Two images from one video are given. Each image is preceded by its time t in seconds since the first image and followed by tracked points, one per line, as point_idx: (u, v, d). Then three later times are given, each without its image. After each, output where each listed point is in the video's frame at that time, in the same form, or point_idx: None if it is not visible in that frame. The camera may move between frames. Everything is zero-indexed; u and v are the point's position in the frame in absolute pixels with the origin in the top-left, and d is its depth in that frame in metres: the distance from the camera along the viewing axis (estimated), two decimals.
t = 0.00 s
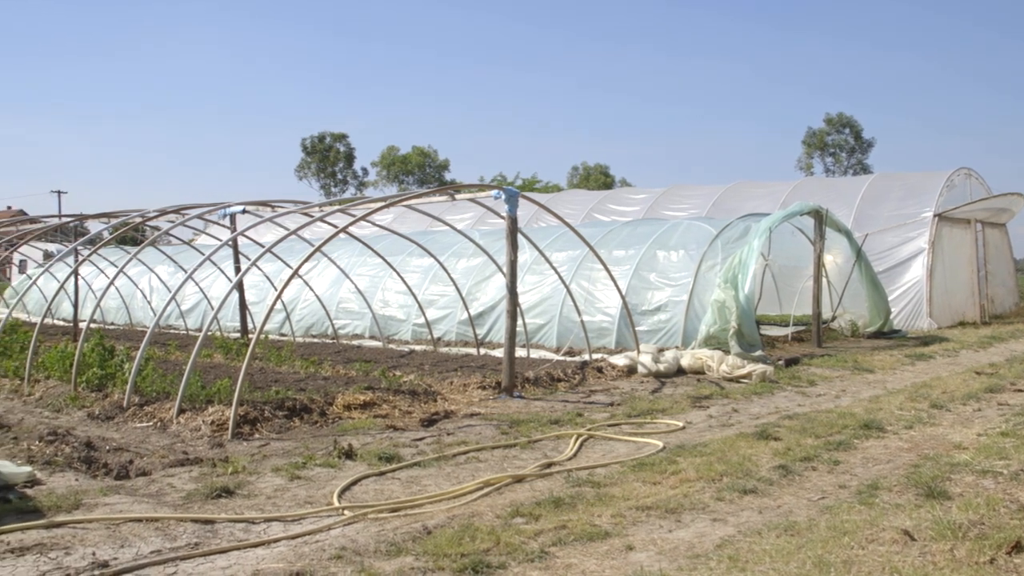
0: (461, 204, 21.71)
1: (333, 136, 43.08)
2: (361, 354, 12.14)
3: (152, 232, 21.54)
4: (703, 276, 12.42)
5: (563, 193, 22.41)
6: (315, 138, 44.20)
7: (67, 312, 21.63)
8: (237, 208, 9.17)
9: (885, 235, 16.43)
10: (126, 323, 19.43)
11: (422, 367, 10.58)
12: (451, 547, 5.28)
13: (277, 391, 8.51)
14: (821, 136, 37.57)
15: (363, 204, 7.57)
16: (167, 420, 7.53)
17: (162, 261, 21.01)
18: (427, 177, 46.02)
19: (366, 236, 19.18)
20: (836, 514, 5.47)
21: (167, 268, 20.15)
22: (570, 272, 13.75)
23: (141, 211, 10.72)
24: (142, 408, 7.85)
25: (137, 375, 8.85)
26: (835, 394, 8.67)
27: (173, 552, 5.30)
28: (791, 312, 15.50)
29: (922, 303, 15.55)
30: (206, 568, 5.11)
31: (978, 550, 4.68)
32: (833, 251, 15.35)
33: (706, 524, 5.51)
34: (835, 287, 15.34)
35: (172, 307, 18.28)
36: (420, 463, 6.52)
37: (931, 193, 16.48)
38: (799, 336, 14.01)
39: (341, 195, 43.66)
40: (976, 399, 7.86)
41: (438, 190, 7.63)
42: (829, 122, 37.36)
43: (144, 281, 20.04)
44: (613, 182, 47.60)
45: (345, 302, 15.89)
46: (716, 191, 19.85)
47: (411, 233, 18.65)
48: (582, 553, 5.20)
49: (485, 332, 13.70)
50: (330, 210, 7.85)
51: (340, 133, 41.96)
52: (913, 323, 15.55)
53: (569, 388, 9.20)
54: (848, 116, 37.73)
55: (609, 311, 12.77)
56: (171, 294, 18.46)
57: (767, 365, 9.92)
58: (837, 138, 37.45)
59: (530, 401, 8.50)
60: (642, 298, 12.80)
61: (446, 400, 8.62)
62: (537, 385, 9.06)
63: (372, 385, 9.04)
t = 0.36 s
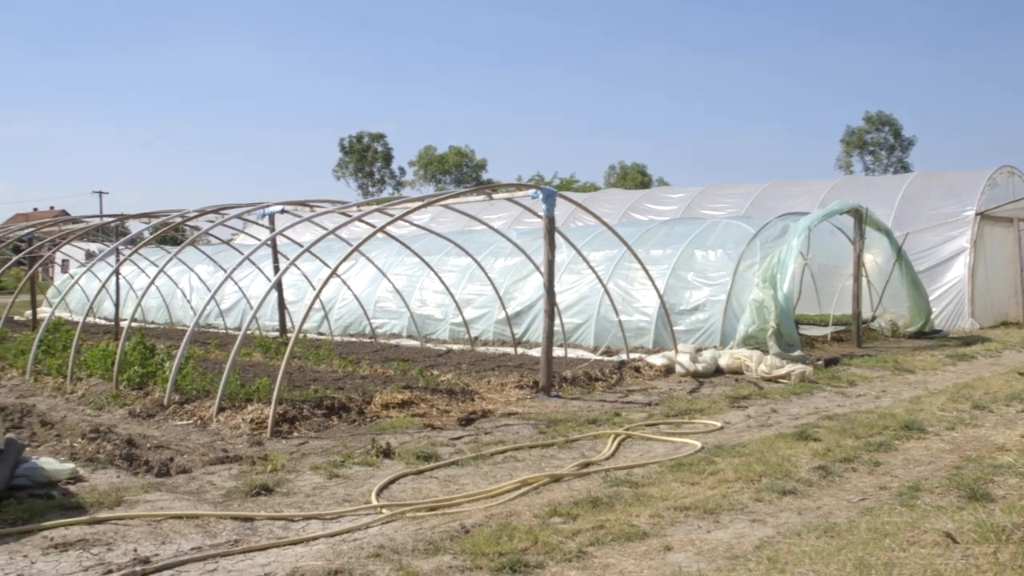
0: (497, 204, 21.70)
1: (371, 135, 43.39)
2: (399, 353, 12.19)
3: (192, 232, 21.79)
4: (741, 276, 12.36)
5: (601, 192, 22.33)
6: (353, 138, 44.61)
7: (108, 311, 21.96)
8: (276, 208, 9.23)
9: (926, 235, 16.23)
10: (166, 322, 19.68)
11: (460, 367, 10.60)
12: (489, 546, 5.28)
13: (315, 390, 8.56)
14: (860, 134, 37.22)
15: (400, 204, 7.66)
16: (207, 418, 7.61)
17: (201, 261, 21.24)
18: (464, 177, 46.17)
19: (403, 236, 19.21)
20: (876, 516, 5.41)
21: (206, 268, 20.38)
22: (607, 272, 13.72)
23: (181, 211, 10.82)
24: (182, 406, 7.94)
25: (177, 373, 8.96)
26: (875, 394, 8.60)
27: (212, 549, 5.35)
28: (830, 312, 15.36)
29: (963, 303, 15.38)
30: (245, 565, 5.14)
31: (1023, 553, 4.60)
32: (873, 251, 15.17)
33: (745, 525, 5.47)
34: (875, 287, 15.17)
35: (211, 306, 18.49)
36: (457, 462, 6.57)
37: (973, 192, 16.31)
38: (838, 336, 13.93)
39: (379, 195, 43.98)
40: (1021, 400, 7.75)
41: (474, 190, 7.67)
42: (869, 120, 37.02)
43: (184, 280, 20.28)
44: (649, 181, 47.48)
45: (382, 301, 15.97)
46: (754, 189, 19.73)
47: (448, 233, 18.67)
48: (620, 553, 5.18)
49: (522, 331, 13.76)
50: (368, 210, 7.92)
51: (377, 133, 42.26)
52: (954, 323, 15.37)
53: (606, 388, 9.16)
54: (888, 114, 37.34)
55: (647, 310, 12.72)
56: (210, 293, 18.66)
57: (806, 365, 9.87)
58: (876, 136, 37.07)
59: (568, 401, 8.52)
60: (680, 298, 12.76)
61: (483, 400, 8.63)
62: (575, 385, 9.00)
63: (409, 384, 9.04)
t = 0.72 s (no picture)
0: (538, 203, 21.67)
1: (412, 136, 43.71)
2: (439, 352, 12.25)
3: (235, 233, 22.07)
4: (784, 275, 12.28)
5: (643, 191, 22.28)
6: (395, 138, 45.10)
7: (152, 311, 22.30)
8: (318, 208, 9.31)
9: (970, 235, 16.02)
10: (209, 322, 19.96)
11: (500, 366, 10.64)
12: (530, 546, 5.27)
13: (356, 389, 8.62)
14: (903, 132, 36.86)
15: (441, 204, 7.79)
16: (250, 417, 7.69)
17: (243, 261, 21.49)
18: (505, 176, 46.30)
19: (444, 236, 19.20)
20: (921, 518, 5.34)
21: (248, 267, 20.63)
22: (648, 272, 13.69)
23: (224, 212, 10.92)
24: (225, 404, 8.05)
25: (220, 372, 9.10)
26: (919, 395, 8.51)
27: (255, 546, 5.39)
28: (873, 312, 15.30)
29: (1009, 303, 15.18)
30: (287, 563, 5.17)
31: None
32: (917, 250, 15.09)
33: (787, 527, 5.42)
34: (919, 287, 15.06)
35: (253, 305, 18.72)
36: (498, 462, 6.62)
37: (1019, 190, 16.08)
38: (882, 336, 13.80)
39: (420, 195, 44.32)
40: None
41: (516, 189, 7.73)
42: (913, 118, 36.66)
43: (226, 280, 20.54)
44: (690, 181, 47.35)
45: (422, 301, 16.05)
46: (796, 187, 19.60)
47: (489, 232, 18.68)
48: (661, 553, 5.15)
49: (562, 331, 13.82)
50: (408, 211, 8.06)
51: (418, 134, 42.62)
52: (999, 323, 15.20)
53: (647, 388, 9.13)
54: (932, 112, 36.92)
55: (688, 310, 12.76)
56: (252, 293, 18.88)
57: (850, 365, 9.82)
58: (921, 134, 36.69)
59: (609, 401, 8.56)
60: (721, 297, 12.79)
61: (523, 399, 8.63)
62: (615, 385, 8.97)
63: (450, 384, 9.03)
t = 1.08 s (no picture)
0: (577, 203, 21.62)
1: (450, 135, 44.06)
2: (478, 351, 12.33)
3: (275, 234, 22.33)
4: (825, 275, 12.23)
5: (682, 189, 22.25)
6: (433, 138, 45.53)
7: (194, 311, 22.63)
8: (358, 208, 9.40)
9: (1014, 234, 15.75)
10: (249, 321, 20.23)
11: (540, 365, 10.68)
12: (569, 546, 5.26)
13: (395, 388, 8.69)
14: (946, 130, 36.47)
15: (480, 204, 7.99)
16: (290, 416, 7.76)
17: (284, 261, 21.72)
18: (543, 176, 46.35)
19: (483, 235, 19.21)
20: (965, 521, 5.26)
21: (288, 267, 20.85)
22: (687, 271, 13.66)
23: (264, 212, 11.02)
24: (265, 404, 8.16)
25: (260, 371, 9.22)
26: (963, 397, 8.41)
27: (295, 544, 5.42)
28: (916, 312, 15.19)
29: None
30: (327, 561, 5.19)
31: None
32: (960, 249, 14.92)
33: (828, 528, 5.37)
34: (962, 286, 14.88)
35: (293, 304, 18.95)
36: (537, 462, 6.66)
37: None
38: (924, 336, 13.68)
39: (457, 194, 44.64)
40: None
41: (555, 189, 7.83)
42: (955, 116, 36.26)
43: (267, 280, 20.78)
44: (729, 180, 47.18)
45: (461, 300, 16.11)
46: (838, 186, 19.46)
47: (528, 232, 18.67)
48: (701, 554, 5.12)
49: (601, 331, 13.86)
50: (447, 211, 8.31)
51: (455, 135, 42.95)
52: None
53: (686, 388, 9.13)
54: (976, 109, 36.49)
55: (727, 310, 12.75)
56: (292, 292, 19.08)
57: (892, 365, 9.74)
58: (964, 132, 36.28)
59: (648, 401, 8.57)
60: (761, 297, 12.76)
61: (562, 399, 8.64)
62: (654, 385, 8.98)
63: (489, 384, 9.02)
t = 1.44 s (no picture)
0: (622, 203, 21.53)
1: (494, 135, 44.44)
2: (523, 351, 12.38)
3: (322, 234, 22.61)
4: (872, 274, 12.09)
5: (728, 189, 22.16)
6: (478, 138, 46.01)
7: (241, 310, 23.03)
8: (403, 208, 9.53)
9: None
10: (295, 320, 20.54)
11: (585, 365, 10.73)
12: (614, 546, 5.24)
13: (440, 387, 8.77)
14: (998, 127, 35.90)
15: (523, 204, 8.30)
16: (336, 414, 7.85)
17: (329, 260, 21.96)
18: (588, 176, 46.24)
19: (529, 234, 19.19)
20: (1017, 525, 5.17)
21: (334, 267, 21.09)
22: (733, 271, 13.60)
23: (311, 211, 11.19)
24: (312, 402, 8.31)
25: (307, 370, 9.36)
26: (1014, 398, 8.27)
27: (341, 542, 5.45)
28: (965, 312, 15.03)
29: None
30: (373, 560, 5.22)
31: None
32: (1012, 248, 14.70)
33: (876, 531, 5.30)
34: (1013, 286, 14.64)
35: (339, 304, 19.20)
36: (582, 462, 6.68)
37: None
38: (974, 337, 13.54)
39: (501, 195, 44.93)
40: None
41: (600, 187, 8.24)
42: (1008, 113, 35.66)
43: (312, 279, 21.03)
44: (775, 179, 46.86)
45: (506, 299, 16.13)
46: (885, 185, 19.18)
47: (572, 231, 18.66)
48: (747, 556, 5.08)
49: (646, 330, 13.87)
50: (493, 209, 8.63)
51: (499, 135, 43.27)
52: None
53: (732, 388, 9.13)
54: None
55: (774, 310, 12.68)
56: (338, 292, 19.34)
57: (941, 366, 9.63)
58: (1018, 129, 35.69)
59: (694, 400, 8.65)
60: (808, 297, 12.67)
61: (607, 399, 8.69)
62: (700, 385, 9.03)
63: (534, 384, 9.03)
